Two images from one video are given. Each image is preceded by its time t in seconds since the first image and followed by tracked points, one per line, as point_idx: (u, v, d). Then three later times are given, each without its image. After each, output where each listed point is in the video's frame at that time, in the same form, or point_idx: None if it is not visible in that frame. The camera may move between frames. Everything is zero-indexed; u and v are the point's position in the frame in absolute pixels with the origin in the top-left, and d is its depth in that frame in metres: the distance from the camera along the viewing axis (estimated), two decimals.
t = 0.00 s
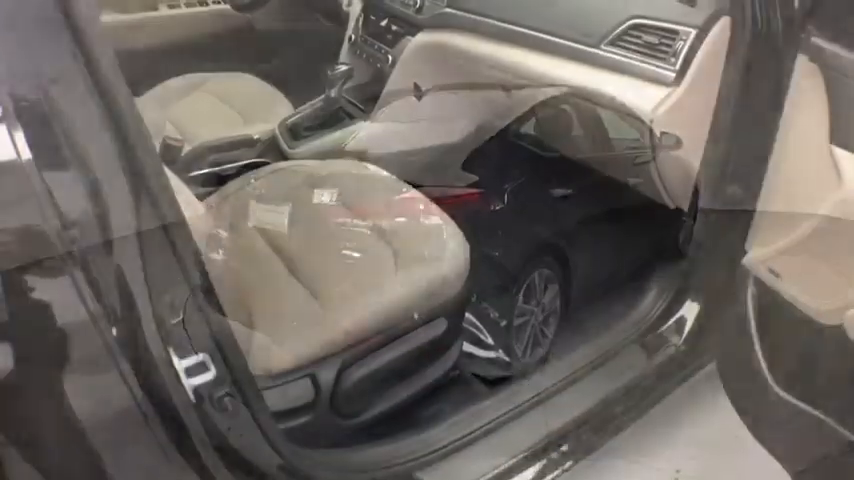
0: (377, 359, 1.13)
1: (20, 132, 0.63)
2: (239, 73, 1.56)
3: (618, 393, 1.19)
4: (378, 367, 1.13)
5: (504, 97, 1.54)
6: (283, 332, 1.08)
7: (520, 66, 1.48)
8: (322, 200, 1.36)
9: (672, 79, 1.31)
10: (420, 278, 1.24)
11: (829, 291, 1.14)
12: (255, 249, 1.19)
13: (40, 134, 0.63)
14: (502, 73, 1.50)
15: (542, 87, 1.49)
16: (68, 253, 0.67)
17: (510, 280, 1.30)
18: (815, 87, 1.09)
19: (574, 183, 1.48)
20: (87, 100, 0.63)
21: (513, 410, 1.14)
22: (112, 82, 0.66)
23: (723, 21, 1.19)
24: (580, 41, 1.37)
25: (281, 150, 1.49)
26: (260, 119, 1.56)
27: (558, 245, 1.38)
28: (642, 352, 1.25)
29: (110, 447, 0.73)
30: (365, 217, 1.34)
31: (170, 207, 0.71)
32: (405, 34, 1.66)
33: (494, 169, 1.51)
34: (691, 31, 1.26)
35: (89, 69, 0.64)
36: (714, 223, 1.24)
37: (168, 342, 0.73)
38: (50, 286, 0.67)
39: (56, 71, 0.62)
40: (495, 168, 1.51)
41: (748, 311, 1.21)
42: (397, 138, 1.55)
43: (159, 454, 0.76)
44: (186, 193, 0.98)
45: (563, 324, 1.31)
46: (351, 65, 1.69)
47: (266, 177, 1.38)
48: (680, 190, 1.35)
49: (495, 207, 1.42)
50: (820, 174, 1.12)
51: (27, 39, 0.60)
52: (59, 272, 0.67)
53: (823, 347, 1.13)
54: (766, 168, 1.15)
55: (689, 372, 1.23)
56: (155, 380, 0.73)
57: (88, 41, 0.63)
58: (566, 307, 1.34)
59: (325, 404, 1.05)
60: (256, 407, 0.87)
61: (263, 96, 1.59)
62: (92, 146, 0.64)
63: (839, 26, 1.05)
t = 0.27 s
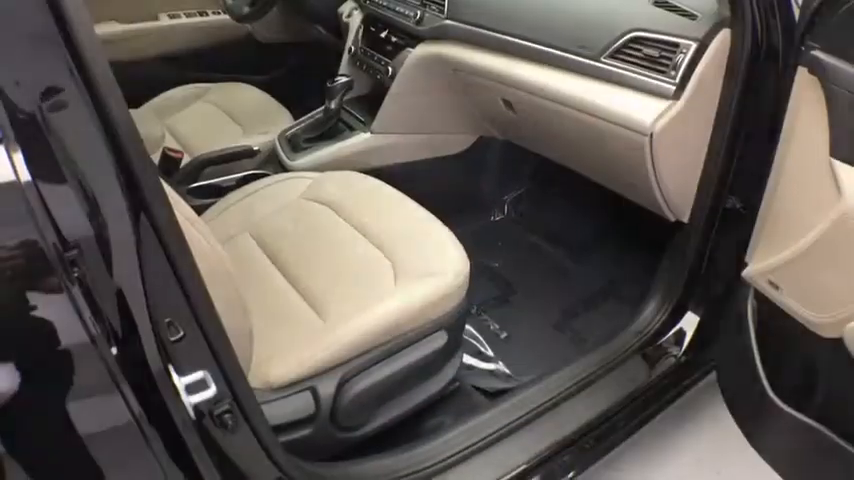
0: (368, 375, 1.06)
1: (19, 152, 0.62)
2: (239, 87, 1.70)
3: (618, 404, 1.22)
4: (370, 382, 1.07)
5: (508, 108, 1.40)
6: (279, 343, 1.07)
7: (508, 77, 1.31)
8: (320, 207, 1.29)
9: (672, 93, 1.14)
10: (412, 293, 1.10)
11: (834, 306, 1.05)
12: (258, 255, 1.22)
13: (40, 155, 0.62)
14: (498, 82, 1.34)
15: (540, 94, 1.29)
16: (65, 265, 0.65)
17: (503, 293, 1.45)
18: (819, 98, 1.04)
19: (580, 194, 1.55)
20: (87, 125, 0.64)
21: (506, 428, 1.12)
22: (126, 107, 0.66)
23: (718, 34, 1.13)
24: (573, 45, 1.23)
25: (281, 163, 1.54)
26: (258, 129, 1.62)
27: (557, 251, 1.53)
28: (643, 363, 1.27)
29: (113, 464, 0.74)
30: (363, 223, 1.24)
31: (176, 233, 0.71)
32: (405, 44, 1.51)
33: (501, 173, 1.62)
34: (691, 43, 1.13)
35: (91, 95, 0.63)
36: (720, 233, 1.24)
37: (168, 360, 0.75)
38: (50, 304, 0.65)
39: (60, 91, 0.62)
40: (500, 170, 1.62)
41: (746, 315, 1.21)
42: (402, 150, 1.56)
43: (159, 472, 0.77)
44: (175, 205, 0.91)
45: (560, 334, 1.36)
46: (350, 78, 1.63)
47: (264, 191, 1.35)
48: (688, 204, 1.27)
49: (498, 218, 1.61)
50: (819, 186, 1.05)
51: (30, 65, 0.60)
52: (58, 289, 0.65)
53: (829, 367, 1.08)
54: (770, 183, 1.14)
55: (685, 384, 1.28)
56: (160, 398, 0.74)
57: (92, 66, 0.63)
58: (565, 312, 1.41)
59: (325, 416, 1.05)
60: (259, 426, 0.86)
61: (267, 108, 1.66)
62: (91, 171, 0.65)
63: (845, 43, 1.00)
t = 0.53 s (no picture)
0: (367, 389, 1.06)
1: (19, 173, 0.62)
2: (239, 97, 1.71)
3: (621, 413, 1.22)
4: (371, 396, 1.06)
5: (506, 121, 1.41)
6: (279, 356, 1.07)
7: (508, 89, 1.31)
8: (320, 219, 1.30)
9: (672, 105, 1.14)
10: (412, 307, 1.10)
11: (834, 318, 1.04)
12: (259, 267, 1.22)
13: (40, 174, 0.62)
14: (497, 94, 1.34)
15: (535, 109, 1.29)
16: (64, 283, 0.65)
17: (503, 304, 1.45)
18: (818, 109, 1.04)
19: (580, 207, 1.56)
20: (87, 143, 0.63)
21: (503, 442, 1.12)
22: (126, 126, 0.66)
23: (717, 48, 1.13)
24: (573, 58, 1.23)
25: (281, 175, 1.55)
26: (259, 140, 1.62)
27: (555, 263, 1.53)
28: (642, 373, 1.27)
29: None
30: (363, 236, 1.24)
31: (178, 249, 0.72)
32: (405, 57, 1.51)
33: (499, 184, 1.63)
34: (690, 57, 1.13)
35: (91, 114, 0.63)
36: (719, 247, 1.24)
37: (168, 376, 0.75)
38: (50, 320, 0.65)
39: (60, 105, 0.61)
40: (499, 183, 1.63)
41: (747, 333, 1.20)
42: (403, 162, 1.55)
43: None
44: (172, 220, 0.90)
45: (559, 346, 1.36)
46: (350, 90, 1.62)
47: (264, 203, 1.35)
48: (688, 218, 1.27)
49: (496, 229, 1.62)
50: (819, 199, 1.05)
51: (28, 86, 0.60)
52: (57, 306, 0.64)
53: (831, 382, 1.08)
54: (770, 197, 1.15)
55: (684, 395, 1.29)
56: (162, 414, 0.75)
57: (91, 87, 0.63)
58: (563, 324, 1.41)
59: (324, 430, 1.05)
60: (259, 440, 0.88)
61: (268, 118, 1.67)
62: (91, 189, 0.64)
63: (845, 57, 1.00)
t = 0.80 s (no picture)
0: (368, 403, 1.06)
1: (21, 194, 0.62)
2: (238, 108, 1.71)
3: (621, 424, 1.22)
4: (372, 408, 1.06)
5: (506, 133, 1.41)
6: (279, 370, 1.07)
7: (508, 101, 1.31)
8: (320, 232, 1.30)
9: (671, 118, 1.14)
10: (413, 321, 1.10)
11: (834, 330, 1.04)
12: (259, 281, 1.22)
13: (40, 195, 0.62)
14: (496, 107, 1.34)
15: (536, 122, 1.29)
16: (68, 303, 0.65)
17: (503, 315, 1.45)
18: (817, 121, 1.05)
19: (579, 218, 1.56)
20: (86, 159, 0.63)
21: (504, 454, 1.12)
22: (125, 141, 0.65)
23: (717, 61, 1.13)
24: (574, 71, 1.23)
25: (281, 187, 1.55)
26: (260, 152, 1.63)
27: (555, 274, 1.53)
28: (642, 384, 1.28)
29: None
30: (364, 249, 1.24)
31: (178, 265, 0.71)
32: (405, 69, 1.50)
33: (499, 195, 1.63)
34: (690, 70, 1.13)
35: (89, 129, 0.63)
36: (719, 258, 1.24)
37: (171, 393, 0.75)
38: (53, 339, 0.65)
39: (59, 119, 0.61)
40: (499, 193, 1.63)
41: (747, 344, 1.20)
42: (402, 175, 1.56)
43: None
44: (173, 235, 0.90)
45: (559, 357, 1.36)
46: (350, 102, 1.63)
47: (263, 215, 1.36)
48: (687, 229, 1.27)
49: (496, 240, 1.62)
50: (819, 211, 1.05)
51: (28, 101, 0.60)
52: (58, 324, 0.65)
53: (832, 395, 1.09)
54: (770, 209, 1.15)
55: (685, 406, 1.29)
56: (163, 431, 0.75)
57: (89, 102, 0.62)
58: (563, 335, 1.41)
59: (324, 444, 1.05)
60: (261, 457, 0.86)
61: (268, 129, 1.67)
62: (90, 207, 0.64)
63: (844, 69, 1.00)
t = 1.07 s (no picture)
0: (367, 417, 1.06)
1: (22, 218, 0.62)
2: (238, 119, 1.72)
3: (621, 436, 1.22)
4: (373, 421, 1.06)
5: (505, 146, 1.41)
6: (279, 383, 1.07)
7: (507, 114, 1.32)
8: (320, 245, 1.30)
9: (670, 131, 1.14)
10: (412, 335, 1.10)
11: (835, 342, 1.05)
12: (259, 294, 1.22)
13: (41, 216, 0.62)
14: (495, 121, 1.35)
15: (535, 134, 1.29)
16: (69, 323, 0.65)
17: (503, 327, 1.46)
18: (815, 134, 1.05)
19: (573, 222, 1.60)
20: (84, 177, 0.63)
21: (504, 466, 1.12)
22: (124, 158, 0.66)
23: (716, 72, 1.13)
24: (573, 84, 1.23)
25: (281, 199, 1.55)
26: (259, 164, 1.63)
27: (554, 286, 1.53)
28: (641, 394, 1.28)
29: None
30: (363, 262, 1.25)
31: (178, 281, 0.72)
32: (405, 81, 1.51)
33: (498, 206, 1.63)
34: (688, 83, 1.13)
35: (88, 146, 0.63)
36: (718, 269, 1.25)
37: (172, 409, 0.75)
38: (55, 357, 0.65)
39: (58, 134, 0.61)
40: (498, 204, 1.63)
41: (746, 355, 1.20)
42: (401, 187, 1.56)
43: None
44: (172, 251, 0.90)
45: (559, 369, 1.37)
46: (350, 114, 1.63)
47: (264, 227, 1.36)
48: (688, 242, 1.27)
49: (495, 251, 1.63)
50: (819, 223, 1.05)
51: (26, 114, 0.60)
52: (60, 342, 0.65)
53: (832, 406, 1.09)
54: (768, 220, 1.15)
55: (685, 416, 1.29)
56: (164, 448, 0.74)
57: (87, 118, 0.62)
58: (562, 346, 1.42)
59: (325, 457, 1.04)
60: (260, 469, 0.86)
61: (268, 141, 1.68)
62: (92, 230, 0.65)
63: (842, 81, 1.00)
